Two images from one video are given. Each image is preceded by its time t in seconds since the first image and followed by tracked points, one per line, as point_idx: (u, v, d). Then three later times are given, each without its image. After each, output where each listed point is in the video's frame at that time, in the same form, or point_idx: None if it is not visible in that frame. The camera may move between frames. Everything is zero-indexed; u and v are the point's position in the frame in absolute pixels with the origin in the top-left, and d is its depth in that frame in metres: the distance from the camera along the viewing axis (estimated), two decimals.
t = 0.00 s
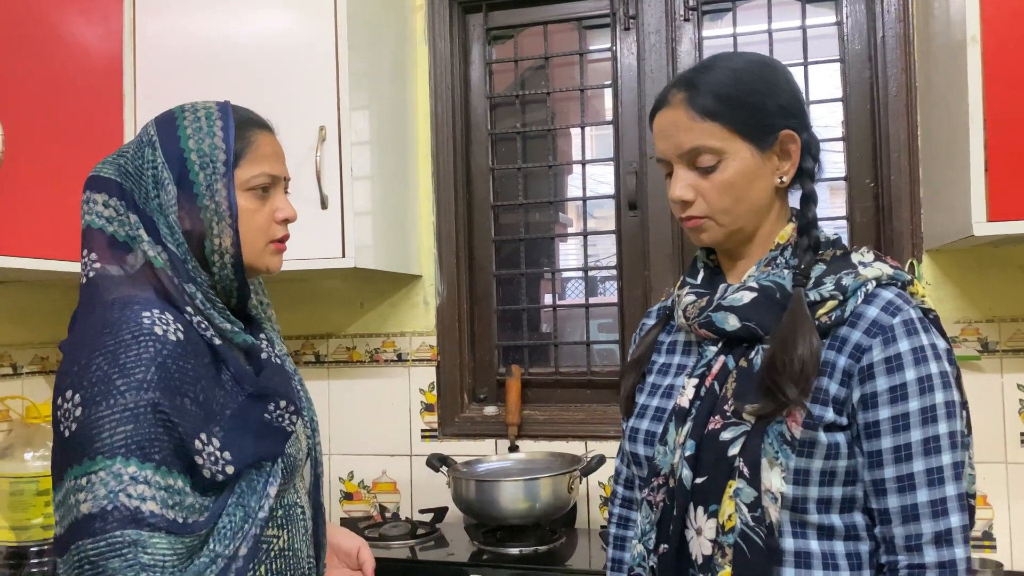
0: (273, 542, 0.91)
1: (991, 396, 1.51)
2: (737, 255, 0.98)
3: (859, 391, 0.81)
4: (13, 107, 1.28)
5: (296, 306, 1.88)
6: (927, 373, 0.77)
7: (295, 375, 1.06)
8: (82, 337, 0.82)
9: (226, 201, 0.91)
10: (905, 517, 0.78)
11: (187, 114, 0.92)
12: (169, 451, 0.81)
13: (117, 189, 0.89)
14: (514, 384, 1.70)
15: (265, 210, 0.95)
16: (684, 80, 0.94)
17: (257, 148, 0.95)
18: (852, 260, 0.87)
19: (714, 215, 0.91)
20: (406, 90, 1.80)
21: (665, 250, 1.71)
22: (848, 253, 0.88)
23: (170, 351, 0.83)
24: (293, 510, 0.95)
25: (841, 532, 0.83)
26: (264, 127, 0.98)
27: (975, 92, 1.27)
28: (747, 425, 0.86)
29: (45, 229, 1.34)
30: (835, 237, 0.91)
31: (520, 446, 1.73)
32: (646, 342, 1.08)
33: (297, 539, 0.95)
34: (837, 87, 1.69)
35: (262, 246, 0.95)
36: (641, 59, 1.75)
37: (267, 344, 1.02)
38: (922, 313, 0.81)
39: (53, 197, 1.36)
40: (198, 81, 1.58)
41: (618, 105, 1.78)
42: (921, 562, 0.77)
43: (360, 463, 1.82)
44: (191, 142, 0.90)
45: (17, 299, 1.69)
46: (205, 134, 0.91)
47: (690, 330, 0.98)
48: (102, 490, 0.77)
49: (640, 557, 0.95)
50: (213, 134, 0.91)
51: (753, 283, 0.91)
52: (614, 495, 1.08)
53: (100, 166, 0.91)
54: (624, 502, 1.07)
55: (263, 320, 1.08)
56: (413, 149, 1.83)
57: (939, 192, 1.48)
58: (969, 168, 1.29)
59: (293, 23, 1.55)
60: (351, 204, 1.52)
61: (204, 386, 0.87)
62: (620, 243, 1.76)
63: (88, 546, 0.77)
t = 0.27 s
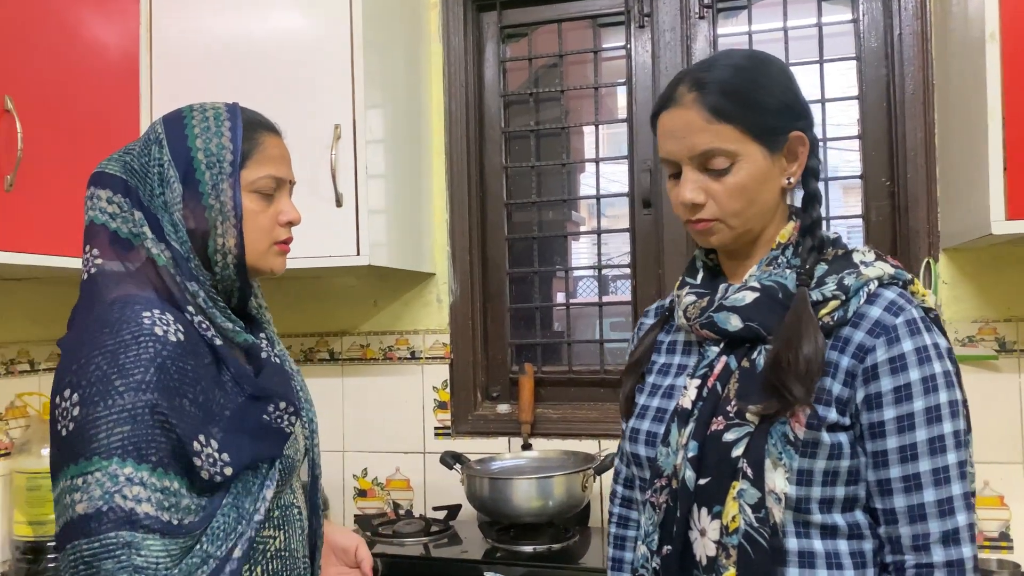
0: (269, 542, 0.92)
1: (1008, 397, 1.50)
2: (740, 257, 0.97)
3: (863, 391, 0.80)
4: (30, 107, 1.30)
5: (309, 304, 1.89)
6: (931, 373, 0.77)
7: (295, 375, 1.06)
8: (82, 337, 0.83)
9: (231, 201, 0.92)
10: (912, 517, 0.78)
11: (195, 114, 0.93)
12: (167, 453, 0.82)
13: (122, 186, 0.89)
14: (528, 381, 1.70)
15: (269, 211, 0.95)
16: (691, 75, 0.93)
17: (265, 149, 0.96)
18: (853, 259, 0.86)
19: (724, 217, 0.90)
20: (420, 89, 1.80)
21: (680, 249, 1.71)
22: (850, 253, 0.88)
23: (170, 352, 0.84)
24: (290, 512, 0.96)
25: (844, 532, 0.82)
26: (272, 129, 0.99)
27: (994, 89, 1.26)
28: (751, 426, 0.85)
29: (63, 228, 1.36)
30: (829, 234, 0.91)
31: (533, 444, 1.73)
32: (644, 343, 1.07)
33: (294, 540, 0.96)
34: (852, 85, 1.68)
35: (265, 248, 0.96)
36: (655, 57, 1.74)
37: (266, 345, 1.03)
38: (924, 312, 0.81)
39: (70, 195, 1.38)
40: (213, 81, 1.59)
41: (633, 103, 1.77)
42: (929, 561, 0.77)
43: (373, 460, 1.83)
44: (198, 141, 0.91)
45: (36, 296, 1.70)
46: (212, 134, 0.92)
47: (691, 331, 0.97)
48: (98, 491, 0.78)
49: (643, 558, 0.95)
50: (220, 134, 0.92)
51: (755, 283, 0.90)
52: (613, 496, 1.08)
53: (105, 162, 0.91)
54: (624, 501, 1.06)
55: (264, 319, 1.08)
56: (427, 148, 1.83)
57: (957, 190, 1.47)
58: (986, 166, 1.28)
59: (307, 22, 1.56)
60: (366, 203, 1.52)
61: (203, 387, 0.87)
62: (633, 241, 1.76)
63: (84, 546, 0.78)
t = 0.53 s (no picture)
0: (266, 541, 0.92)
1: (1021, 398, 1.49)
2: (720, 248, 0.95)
3: (853, 374, 0.80)
4: (41, 105, 1.31)
5: (319, 302, 1.89)
6: (918, 352, 0.78)
7: (284, 372, 1.06)
8: (74, 337, 0.82)
9: (221, 198, 0.92)
10: (910, 495, 0.78)
11: (188, 110, 0.93)
12: (165, 454, 0.82)
13: (113, 181, 0.90)
14: (537, 381, 1.71)
15: (260, 209, 0.95)
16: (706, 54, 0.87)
17: (257, 147, 0.95)
18: (830, 246, 0.86)
19: (729, 210, 0.86)
20: (429, 87, 1.80)
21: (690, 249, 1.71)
22: (825, 240, 0.88)
23: (164, 352, 0.84)
24: (284, 510, 0.96)
25: (833, 519, 0.81)
26: (267, 127, 0.99)
27: (1008, 88, 1.25)
28: (742, 413, 0.83)
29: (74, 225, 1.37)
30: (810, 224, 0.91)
31: (541, 444, 1.73)
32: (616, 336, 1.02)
33: (287, 538, 0.96)
34: (863, 85, 1.67)
35: (254, 245, 0.95)
36: (666, 56, 1.74)
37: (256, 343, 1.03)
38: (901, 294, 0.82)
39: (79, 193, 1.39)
40: (222, 80, 1.60)
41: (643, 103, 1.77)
42: (932, 538, 0.76)
43: (381, 459, 1.83)
44: (190, 137, 0.91)
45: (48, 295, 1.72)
46: (204, 130, 0.92)
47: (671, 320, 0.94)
48: (97, 493, 0.78)
49: (628, 555, 0.91)
50: (213, 131, 0.92)
51: (735, 270, 0.88)
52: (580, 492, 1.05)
53: (96, 157, 0.92)
54: (591, 497, 1.03)
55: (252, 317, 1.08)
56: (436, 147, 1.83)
57: (970, 190, 1.46)
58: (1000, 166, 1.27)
59: (317, 21, 1.56)
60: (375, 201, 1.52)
61: (198, 387, 0.87)
62: (644, 241, 1.76)
63: (84, 549, 0.78)
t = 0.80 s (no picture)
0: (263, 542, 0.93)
1: None
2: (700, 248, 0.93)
3: (848, 373, 0.80)
4: (51, 106, 1.32)
5: (326, 302, 1.90)
6: (903, 350, 0.80)
7: (277, 373, 1.06)
8: (70, 340, 0.82)
9: (214, 199, 0.92)
10: (904, 490, 0.78)
11: (183, 110, 0.94)
12: (164, 457, 0.82)
13: (107, 180, 0.90)
14: (543, 383, 1.71)
15: (252, 212, 0.95)
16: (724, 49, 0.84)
17: (251, 150, 0.96)
18: (812, 246, 0.86)
19: (732, 210, 0.84)
20: (436, 89, 1.80)
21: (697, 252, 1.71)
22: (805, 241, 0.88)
23: (162, 355, 0.84)
24: (280, 511, 0.97)
25: (827, 519, 0.81)
26: (261, 131, 0.99)
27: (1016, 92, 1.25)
28: (748, 415, 0.81)
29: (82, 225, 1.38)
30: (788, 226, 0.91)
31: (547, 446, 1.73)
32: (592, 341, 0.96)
33: (284, 539, 0.97)
34: (871, 88, 1.66)
35: (246, 247, 0.95)
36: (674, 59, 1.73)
37: (249, 345, 1.03)
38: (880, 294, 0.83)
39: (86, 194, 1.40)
40: (230, 82, 1.61)
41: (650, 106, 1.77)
42: (925, 532, 0.77)
43: (387, 460, 1.83)
44: (184, 138, 0.92)
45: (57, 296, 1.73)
46: (199, 131, 0.92)
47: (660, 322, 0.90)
48: (97, 498, 0.78)
49: (624, 566, 0.85)
50: (208, 132, 0.93)
51: (726, 270, 0.86)
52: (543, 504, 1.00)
53: (90, 157, 0.92)
54: (557, 510, 0.99)
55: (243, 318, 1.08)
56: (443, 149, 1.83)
57: (978, 194, 1.45)
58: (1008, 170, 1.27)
59: (324, 23, 1.57)
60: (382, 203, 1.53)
61: (196, 390, 0.87)
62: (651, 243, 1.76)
63: (84, 553, 0.78)
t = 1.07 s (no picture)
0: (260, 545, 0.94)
1: None
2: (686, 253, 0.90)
3: (852, 376, 0.81)
4: (56, 107, 1.32)
5: (331, 305, 1.90)
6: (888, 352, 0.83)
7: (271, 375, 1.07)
8: (70, 342, 0.81)
9: (214, 202, 0.93)
10: (895, 486, 0.80)
11: (184, 113, 0.94)
12: (166, 460, 0.82)
13: (106, 180, 0.90)
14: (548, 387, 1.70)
15: (250, 216, 0.96)
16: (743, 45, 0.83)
17: (251, 153, 0.97)
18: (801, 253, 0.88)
19: (736, 209, 0.82)
20: (441, 92, 1.80)
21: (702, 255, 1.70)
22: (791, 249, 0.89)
23: (165, 357, 0.84)
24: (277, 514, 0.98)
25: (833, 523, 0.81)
26: (261, 135, 1.01)
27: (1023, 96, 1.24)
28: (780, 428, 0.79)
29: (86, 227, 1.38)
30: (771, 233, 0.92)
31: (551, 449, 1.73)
32: (582, 358, 0.89)
33: (279, 541, 0.98)
34: (876, 92, 1.66)
35: (245, 251, 0.96)
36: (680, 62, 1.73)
37: (244, 347, 1.03)
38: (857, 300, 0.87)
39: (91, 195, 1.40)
40: (235, 84, 1.61)
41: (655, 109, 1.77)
42: (915, 525, 0.79)
43: (391, 463, 1.83)
44: (185, 140, 0.92)
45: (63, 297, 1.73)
46: (200, 134, 0.93)
47: (670, 335, 0.84)
48: (98, 502, 0.77)
49: None
50: (209, 135, 0.94)
51: (731, 279, 0.84)
52: (516, 534, 0.92)
53: (88, 157, 0.92)
54: (532, 539, 0.91)
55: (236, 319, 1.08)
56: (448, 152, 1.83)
57: (984, 198, 1.45)
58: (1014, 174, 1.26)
59: (329, 25, 1.57)
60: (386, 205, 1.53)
61: (197, 393, 0.87)
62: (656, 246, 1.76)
63: (83, 558, 0.77)
